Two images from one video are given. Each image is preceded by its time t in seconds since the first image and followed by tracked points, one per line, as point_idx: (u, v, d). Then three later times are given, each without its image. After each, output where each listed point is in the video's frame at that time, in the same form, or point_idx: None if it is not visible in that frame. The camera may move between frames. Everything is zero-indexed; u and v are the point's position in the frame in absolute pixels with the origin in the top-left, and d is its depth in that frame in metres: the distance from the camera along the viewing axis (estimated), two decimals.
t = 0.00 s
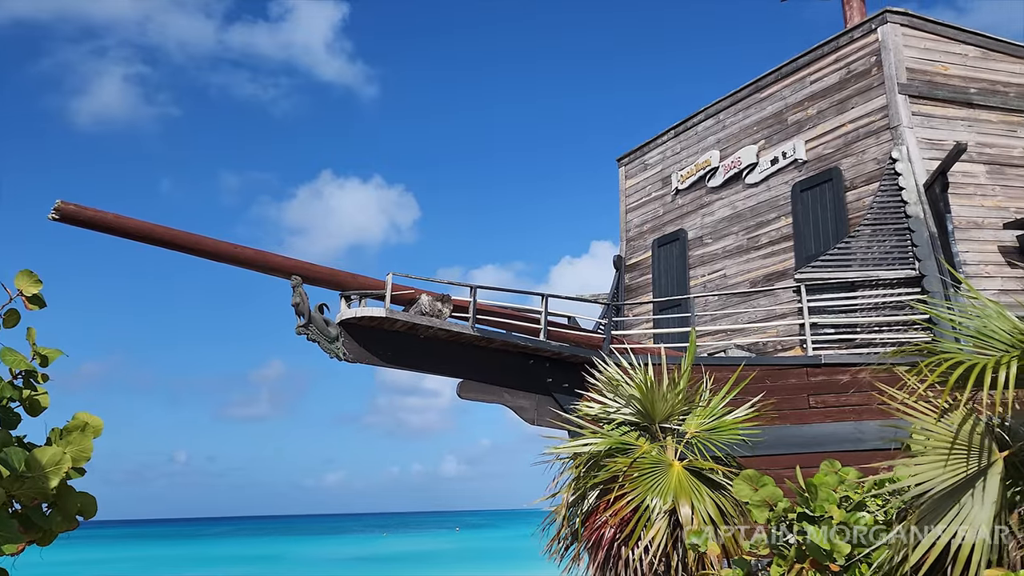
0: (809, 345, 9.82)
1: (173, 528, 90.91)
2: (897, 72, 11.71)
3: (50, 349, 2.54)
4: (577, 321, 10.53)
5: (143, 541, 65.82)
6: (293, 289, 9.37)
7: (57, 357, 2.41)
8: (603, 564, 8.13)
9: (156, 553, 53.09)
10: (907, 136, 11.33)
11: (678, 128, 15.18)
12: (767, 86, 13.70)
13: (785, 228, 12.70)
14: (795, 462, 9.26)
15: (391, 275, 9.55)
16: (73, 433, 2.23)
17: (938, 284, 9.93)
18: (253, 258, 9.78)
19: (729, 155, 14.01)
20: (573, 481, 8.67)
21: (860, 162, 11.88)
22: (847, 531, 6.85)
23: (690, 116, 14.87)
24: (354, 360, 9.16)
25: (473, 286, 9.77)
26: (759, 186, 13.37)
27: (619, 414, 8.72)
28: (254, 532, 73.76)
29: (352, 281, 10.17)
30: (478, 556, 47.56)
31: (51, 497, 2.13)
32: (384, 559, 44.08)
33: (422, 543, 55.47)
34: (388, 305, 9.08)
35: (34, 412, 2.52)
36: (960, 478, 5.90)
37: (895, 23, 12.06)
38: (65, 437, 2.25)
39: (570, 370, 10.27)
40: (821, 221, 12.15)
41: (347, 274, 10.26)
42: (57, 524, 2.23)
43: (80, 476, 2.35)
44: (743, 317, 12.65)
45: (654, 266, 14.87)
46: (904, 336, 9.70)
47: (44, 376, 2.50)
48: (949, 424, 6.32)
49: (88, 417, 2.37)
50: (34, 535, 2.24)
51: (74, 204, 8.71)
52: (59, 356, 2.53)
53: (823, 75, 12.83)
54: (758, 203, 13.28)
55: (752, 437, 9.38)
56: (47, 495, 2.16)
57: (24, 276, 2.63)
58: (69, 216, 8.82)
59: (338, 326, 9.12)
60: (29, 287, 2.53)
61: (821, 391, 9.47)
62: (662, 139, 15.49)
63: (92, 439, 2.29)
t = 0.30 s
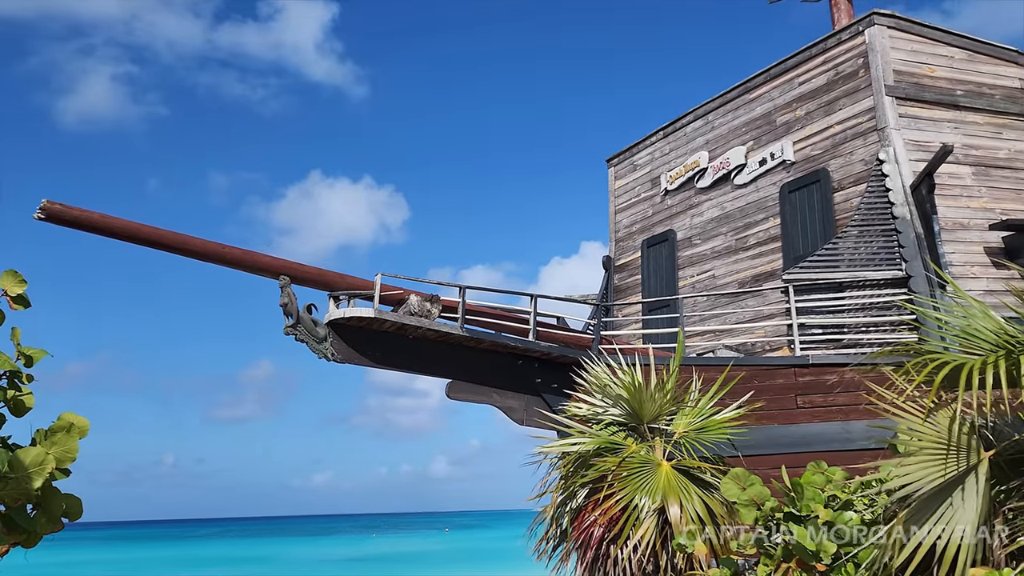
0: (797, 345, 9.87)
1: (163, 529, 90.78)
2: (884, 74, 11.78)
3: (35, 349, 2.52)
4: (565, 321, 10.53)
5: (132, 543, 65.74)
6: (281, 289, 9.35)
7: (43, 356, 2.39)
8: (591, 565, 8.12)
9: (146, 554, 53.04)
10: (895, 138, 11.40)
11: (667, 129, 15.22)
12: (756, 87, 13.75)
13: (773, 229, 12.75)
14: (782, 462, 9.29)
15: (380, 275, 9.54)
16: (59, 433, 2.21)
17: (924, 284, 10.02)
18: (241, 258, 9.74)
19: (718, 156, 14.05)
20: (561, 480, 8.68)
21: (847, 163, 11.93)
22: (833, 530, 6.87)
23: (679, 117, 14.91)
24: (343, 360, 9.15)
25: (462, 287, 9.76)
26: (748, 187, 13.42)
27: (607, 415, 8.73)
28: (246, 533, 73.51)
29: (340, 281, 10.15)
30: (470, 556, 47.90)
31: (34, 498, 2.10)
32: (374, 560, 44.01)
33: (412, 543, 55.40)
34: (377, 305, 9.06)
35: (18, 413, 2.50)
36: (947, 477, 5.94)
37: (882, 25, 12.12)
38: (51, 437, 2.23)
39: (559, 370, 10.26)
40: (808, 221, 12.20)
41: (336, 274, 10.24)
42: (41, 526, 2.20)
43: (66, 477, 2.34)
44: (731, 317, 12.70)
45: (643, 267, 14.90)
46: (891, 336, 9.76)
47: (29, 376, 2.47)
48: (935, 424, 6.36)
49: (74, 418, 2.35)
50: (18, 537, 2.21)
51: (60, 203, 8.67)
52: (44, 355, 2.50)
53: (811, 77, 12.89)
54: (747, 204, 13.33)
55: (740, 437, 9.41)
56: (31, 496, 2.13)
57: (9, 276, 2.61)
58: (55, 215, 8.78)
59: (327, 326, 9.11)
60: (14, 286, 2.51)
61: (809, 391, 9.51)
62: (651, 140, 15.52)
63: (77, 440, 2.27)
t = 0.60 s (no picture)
0: (783, 345, 9.91)
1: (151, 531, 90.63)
2: (869, 76, 11.86)
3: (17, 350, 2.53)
4: (552, 321, 10.53)
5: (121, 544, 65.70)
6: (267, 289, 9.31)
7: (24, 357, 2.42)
8: (578, 564, 8.13)
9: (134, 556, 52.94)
10: (879, 139, 11.48)
11: (654, 130, 15.26)
12: (742, 89, 13.81)
13: (759, 230, 12.81)
14: (768, 461, 9.32)
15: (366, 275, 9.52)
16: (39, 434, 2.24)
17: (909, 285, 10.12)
18: (227, 258, 9.71)
19: (705, 157, 14.11)
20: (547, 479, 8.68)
21: (833, 164, 12.00)
22: (817, 529, 6.92)
23: (666, 118, 14.95)
24: (329, 360, 9.13)
25: (449, 287, 9.75)
26: (734, 188, 13.47)
27: (594, 414, 8.74)
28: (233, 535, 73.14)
29: (327, 280, 10.12)
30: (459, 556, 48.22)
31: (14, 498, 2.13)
32: (363, 561, 43.93)
33: (400, 543, 55.78)
34: (363, 305, 9.05)
35: None
36: (931, 477, 5.97)
37: (867, 27, 12.20)
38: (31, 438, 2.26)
39: (546, 371, 10.26)
40: (794, 222, 12.27)
41: (322, 274, 10.21)
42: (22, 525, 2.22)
43: (47, 478, 2.49)
44: (718, 317, 12.75)
45: (630, 267, 14.93)
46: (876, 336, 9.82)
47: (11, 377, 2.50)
48: (919, 422, 6.39)
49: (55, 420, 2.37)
50: None
51: (43, 202, 8.63)
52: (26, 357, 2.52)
53: (796, 79, 12.96)
54: (733, 205, 13.39)
55: (725, 436, 9.43)
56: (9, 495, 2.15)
57: None
58: (38, 214, 8.75)
59: (313, 326, 9.10)
60: None
61: (794, 391, 9.56)
62: (638, 140, 15.56)
63: (60, 441, 2.43)
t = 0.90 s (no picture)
0: (767, 345, 9.96)
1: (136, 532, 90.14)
2: (852, 78, 11.94)
3: None
4: (537, 321, 10.54)
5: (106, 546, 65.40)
6: (250, 289, 9.26)
7: None
8: (562, 564, 8.14)
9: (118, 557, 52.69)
10: (862, 141, 11.56)
11: (639, 130, 15.29)
12: (727, 90, 13.88)
13: (743, 230, 12.86)
14: (751, 461, 9.36)
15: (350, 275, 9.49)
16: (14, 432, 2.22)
17: (891, 285, 10.21)
18: (211, 258, 9.65)
19: (690, 158, 14.16)
20: (532, 478, 8.68)
21: (816, 166, 12.07)
22: (798, 527, 6.96)
23: (652, 119, 14.99)
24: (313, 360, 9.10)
25: (434, 287, 9.74)
26: (719, 189, 13.53)
27: (578, 414, 8.75)
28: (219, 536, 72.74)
29: (311, 280, 10.08)
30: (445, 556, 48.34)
31: None
32: (348, 562, 43.81)
33: (386, 544, 55.81)
34: (348, 305, 9.02)
35: None
36: (916, 475, 6.03)
37: (851, 29, 12.28)
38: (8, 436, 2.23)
39: (531, 371, 10.27)
40: (778, 223, 12.33)
41: (307, 273, 10.18)
42: None
43: (27, 478, 2.44)
44: (702, 317, 12.80)
45: (615, 267, 14.96)
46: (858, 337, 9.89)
47: None
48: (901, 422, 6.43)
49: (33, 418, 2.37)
50: None
51: (23, 200, 8.57)
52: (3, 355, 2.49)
53: (780, 80, 13.03)
54: (718, 206, 13.44)
55: (710, 436, 9.47)
56: None
57: None
58: (18, 213, 8.69)
59: (297, 326, 9.08)
60: None
61: (778, 391, 9.60)
62: (624, 141, 15.59)
63: (39, 441, 2.37)
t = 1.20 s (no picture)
0: (753, 346, 9.99)
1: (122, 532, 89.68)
2: (839, 80, 12.01)
3: None
4: (524, 321, 10.54)
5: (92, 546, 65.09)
6: (236, 288, 9.22)
7: None
8: (549, 564, 8.14)
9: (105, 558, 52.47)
10: (848, 143, 11.62)
11: (627, 131, 15.32)
12: (714, 91, 13.92)
13: (730, 231, 12.91)
14: (736, 461, 9.40)
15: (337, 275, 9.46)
16: None
17: (876, 286, 10.28)
18: (196, 257, 9.60)
19: (677, 158, 14.19)
20: (519, 478, 8.67)
21: (803, 167, 12.13)
22: (783, 527, 6.98)
23: (640, 119, 15.02)
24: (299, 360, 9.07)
25: (421, 287, 9.72)
26: (706, 190, 13.57)
27: (564, 414, 8.75)
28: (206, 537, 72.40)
29: (298, 280, 10.05)
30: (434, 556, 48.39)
31: None
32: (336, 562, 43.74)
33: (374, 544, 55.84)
34: (334, 305, 9.00)
35: None
36: (900, 476, 5.99)
37: (837, 32, 12.34)
38: None
39: (518, 371, 10.27)
40: (765, 224, 12.38)
41: (293, 272, 10.15)
42: None
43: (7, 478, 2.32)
44: (689, 318, 12.85)
45: (603, 267, 14.97)
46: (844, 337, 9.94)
47: None
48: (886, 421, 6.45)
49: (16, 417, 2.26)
50: None
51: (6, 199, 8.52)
52: None
53: (767, 82, 13.08)
54: (705, 207, 13.48)
55: (698, 436, 9.52)
56: None
57: None
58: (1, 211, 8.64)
59: (283, 326, 9.05)
60: None
61: (764, 391, 9.64)
62: (612, 141, 15.62)
63: (21, 441, 2.25)
